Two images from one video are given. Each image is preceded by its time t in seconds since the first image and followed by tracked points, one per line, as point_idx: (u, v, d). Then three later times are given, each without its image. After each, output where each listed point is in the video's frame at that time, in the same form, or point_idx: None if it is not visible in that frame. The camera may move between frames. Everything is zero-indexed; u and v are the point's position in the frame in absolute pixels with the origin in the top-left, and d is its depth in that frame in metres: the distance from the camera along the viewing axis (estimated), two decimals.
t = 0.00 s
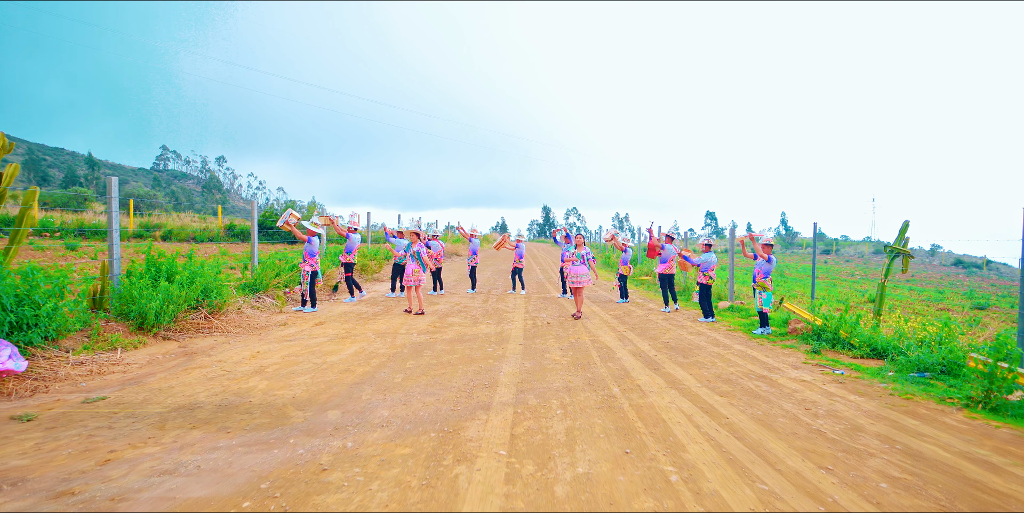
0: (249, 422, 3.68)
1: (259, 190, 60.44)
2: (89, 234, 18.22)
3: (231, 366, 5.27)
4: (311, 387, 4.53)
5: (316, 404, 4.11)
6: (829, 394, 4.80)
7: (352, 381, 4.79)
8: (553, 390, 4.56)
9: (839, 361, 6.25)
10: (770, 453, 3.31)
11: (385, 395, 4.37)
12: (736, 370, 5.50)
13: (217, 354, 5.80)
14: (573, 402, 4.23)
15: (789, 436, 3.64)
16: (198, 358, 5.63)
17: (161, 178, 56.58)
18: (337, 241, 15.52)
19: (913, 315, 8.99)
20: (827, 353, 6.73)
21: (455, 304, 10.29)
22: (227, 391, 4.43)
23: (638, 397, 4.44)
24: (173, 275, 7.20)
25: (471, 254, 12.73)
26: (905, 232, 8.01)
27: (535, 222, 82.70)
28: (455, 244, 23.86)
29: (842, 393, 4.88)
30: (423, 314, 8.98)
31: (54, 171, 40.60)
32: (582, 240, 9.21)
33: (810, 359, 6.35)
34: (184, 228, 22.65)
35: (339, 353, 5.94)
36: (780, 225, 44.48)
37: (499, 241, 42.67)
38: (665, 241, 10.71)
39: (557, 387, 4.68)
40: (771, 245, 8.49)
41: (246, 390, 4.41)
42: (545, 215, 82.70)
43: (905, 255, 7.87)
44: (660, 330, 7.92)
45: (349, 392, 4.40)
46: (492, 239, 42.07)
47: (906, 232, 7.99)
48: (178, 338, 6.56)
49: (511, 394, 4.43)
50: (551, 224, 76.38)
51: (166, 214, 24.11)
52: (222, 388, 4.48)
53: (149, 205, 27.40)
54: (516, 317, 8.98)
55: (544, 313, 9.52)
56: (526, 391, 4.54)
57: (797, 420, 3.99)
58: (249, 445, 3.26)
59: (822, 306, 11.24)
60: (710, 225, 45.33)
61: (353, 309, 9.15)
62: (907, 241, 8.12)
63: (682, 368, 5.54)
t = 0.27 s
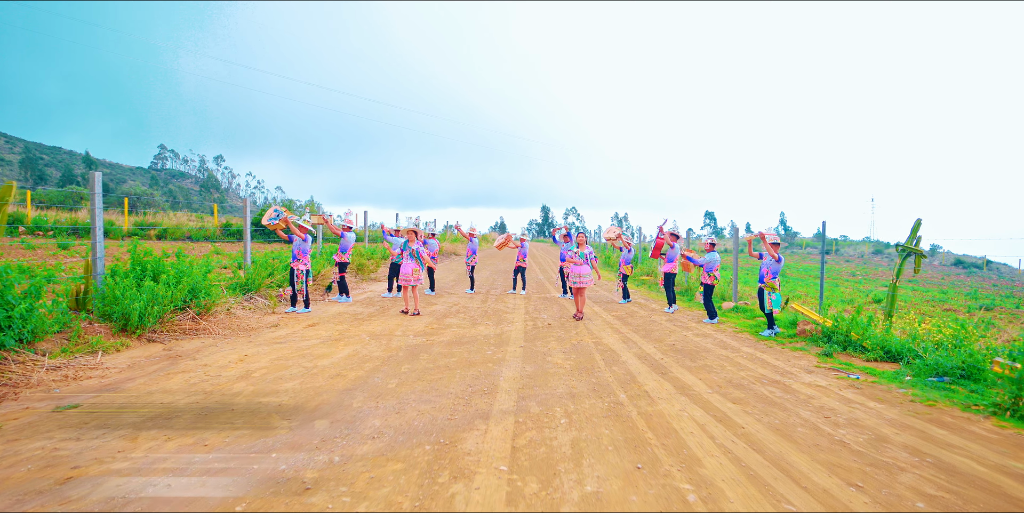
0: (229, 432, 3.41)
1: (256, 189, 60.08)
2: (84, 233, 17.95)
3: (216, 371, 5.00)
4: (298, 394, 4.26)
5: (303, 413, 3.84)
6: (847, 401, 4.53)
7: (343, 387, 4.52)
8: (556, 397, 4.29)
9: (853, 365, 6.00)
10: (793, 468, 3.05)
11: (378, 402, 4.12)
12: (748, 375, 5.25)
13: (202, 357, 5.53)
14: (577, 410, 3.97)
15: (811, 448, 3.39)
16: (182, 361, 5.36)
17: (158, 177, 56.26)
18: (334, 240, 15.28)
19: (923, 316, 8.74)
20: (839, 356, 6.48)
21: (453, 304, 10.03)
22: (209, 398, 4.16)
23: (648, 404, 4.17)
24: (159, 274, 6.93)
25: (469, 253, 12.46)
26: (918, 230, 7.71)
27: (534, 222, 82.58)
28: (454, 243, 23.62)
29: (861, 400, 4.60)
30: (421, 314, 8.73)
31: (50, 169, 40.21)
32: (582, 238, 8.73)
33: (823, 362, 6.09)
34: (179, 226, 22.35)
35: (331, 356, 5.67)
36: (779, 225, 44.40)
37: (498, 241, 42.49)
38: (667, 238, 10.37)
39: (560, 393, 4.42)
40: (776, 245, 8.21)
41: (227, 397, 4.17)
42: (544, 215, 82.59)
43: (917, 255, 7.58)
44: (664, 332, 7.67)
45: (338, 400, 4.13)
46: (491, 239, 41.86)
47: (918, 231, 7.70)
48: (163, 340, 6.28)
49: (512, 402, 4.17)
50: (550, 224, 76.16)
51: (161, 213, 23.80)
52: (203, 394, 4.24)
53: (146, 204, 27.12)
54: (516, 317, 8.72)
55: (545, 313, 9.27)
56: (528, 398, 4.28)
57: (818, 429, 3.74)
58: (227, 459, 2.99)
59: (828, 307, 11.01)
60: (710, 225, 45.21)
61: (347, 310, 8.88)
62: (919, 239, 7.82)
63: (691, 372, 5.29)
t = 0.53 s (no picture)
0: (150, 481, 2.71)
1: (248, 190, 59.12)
2: (60, 234, 17.12)
3: (162, 394, 4.31)
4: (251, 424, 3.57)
5: (251, 454, 3.16)
6: (897, 426, 3.88)
7: (306, 414, 3.82)
8: (559, 425, 3.63)
9: (888, 379, 5.36)
10: None
11: (345, 434, 3.43)
12: (776, 392, 4.61)
13: (151, 375, 4.82)
14: (584, 443, 3.31)
15: (876, 495, 2.74)
16: (126, 381, 4.65)
17: (147, 177, 55.16)
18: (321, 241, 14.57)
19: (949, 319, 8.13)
20: (870, 367, 5.85)
21: (444, 309, 9.34)
22: (142, 432, 3.48)
23: (668, 434, 3.51)
24: (112, 279, 6.20)
25: (460, 256, 11.77)
26: (948, 227, 7.06)
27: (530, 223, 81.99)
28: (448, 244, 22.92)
29: (913, 424, 3.96)
30: (410, 320, 8.04)
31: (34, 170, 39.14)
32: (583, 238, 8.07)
33: (854, 376, 5.45)
34: (163, 227, 21.53)
35: (300, 372, 4.97)
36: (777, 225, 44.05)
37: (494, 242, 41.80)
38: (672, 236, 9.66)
39: (563, 419, 3.76)
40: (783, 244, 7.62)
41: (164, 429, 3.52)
42: (540, 215, 82.04)
43: (948, 254, 6.94)
44: (674, 340, 7.02)
45: (298, 433, 3.44)
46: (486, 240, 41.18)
47: (948, 228, 7.04)
48: (113, 353, 5.56)
49: (507, 432, 3.49)
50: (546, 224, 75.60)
51: (143, 214, 22.94)
52: (135, 426, 3.57)
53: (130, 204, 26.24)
54: (512, 324, 8.05)
55: (542, 319, 8.61)
56: (525, 426, 3.60)
57: (877, 467, 3.08)
58: None
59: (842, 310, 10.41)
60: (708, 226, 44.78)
61: (328, 317, 8.18)
62: (949, 237, 7.17)
63: (712, 390, 4.63)
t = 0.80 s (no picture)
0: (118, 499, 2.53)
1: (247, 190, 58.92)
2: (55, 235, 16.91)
3: (142, 402, 4.12)
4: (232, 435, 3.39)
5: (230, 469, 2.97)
6: (914, 434, 3.69)
7: (292, 424, 3.63)
8: (560, 435, 3.44)
9: (900, 383, 5.17)
10: None
11: (332, 445, 3.25)
12: (785, 398, 4.43)
13: (133, 382, 4.64)
14: (586, 454, 3.13)
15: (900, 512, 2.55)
16: (106, 387, 4.46)
17: (146, 178, 54.96)
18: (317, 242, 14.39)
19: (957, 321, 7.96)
20: (880, 371, 5.68)
21: (441, 311, 9.15)
22: (117, 445, 3.29)
23: (674, 444, 3.32)
24: (97, 280, 6.00)
25: (455, 256, 11.58)
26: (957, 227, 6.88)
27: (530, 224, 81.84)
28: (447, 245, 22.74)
29: (931, 433, 3.77)
30: (407, 322, 7.85)
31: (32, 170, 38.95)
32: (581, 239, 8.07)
33: (864, 380, 5.26)
34: (160, 228, 21.33)
35: (290, 377, 4.77)
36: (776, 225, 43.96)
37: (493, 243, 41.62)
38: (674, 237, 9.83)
39: (564, 427, 3.57)
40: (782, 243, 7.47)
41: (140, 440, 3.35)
42: (540, 216, 81.91)
43: (958, 254, 6.76)
44: (677, 343, 6.84)
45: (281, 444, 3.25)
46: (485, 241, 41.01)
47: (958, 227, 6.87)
48: (96, 358, 5.35)
49: (504, 443, 3.31)
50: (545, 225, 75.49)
51: (140, 214, 22.75)
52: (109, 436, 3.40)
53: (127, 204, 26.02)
54: (510, 326, 7.86)
55: (541, 321, 8.42)
56: (524, 436, 3.42)
57: (898, 481, 2.90)
58: None
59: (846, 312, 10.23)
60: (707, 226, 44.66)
61: (322, 319, 7.99)
62: (958, 237, 7.00)
63: (718, 396, 4.44)
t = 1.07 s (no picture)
0: None
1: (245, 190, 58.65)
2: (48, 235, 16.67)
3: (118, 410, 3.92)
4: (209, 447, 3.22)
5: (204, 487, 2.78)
6: (933, 445, 3.50)
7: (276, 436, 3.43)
8: (559, 447, 3.24)
9: (912, 389, 4.98)
10: None
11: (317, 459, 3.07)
12: (795, 405, 4.24)
13: (112, 389, 4.44)
14: (587, 468, 2.93)
15: None
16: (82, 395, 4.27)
17: (143, 178, 54.66)
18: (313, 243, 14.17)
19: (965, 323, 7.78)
20: (890, 376, 5.49)
21: (438, 313, 8.94)
22: (86, 459, 3.09)
23: (681, 457, 3.12)
24: (78, 282, 5.78)
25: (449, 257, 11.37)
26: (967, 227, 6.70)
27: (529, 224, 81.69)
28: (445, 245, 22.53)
29: (950, 443, 3.57)
30: (403, 325, 7.65)
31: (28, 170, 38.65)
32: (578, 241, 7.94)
33: (875, 386, 5.07)
34: (155, 228, 21.09)
35: (277, 384, 4.57)
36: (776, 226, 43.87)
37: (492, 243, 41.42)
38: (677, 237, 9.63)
39: (564, 439, 3.38)
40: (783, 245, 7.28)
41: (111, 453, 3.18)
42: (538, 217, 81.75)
43: (968, 255, 6.57)
44: (679, 346, 6.64)
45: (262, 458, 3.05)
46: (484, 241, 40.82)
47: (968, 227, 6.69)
48: (76, 363, 5.14)
49: (500, 456, 3.11)
50: (544, 225, 75.48)
51: (136, 214, 22.50)
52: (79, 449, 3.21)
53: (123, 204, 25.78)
54: (508, 328, 7.66)
55: (540, 323, 8.22)
56: (521, 448, 3.22)
57: (922, 498, 2.70)
58: None
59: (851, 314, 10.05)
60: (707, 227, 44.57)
61: (315, 321, 7.78)
62: (968, 238, 6.82)
63: (725, 403, 4.25)
